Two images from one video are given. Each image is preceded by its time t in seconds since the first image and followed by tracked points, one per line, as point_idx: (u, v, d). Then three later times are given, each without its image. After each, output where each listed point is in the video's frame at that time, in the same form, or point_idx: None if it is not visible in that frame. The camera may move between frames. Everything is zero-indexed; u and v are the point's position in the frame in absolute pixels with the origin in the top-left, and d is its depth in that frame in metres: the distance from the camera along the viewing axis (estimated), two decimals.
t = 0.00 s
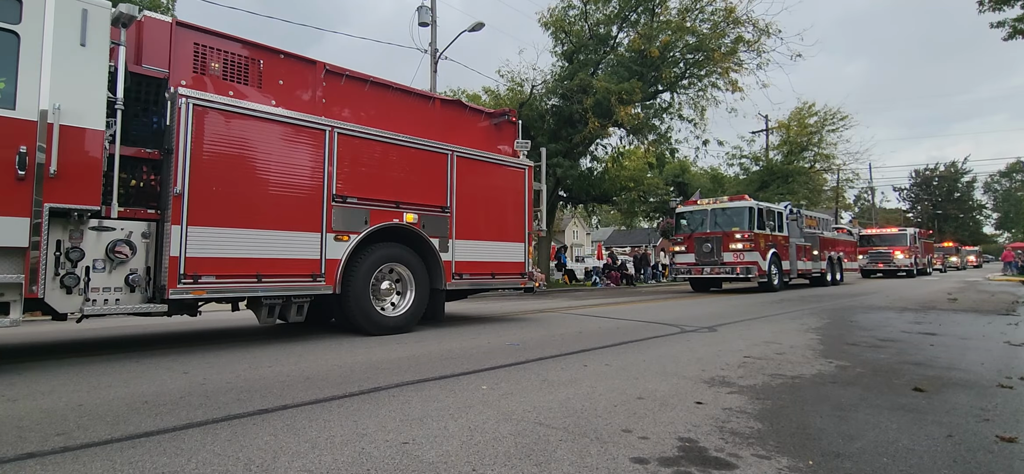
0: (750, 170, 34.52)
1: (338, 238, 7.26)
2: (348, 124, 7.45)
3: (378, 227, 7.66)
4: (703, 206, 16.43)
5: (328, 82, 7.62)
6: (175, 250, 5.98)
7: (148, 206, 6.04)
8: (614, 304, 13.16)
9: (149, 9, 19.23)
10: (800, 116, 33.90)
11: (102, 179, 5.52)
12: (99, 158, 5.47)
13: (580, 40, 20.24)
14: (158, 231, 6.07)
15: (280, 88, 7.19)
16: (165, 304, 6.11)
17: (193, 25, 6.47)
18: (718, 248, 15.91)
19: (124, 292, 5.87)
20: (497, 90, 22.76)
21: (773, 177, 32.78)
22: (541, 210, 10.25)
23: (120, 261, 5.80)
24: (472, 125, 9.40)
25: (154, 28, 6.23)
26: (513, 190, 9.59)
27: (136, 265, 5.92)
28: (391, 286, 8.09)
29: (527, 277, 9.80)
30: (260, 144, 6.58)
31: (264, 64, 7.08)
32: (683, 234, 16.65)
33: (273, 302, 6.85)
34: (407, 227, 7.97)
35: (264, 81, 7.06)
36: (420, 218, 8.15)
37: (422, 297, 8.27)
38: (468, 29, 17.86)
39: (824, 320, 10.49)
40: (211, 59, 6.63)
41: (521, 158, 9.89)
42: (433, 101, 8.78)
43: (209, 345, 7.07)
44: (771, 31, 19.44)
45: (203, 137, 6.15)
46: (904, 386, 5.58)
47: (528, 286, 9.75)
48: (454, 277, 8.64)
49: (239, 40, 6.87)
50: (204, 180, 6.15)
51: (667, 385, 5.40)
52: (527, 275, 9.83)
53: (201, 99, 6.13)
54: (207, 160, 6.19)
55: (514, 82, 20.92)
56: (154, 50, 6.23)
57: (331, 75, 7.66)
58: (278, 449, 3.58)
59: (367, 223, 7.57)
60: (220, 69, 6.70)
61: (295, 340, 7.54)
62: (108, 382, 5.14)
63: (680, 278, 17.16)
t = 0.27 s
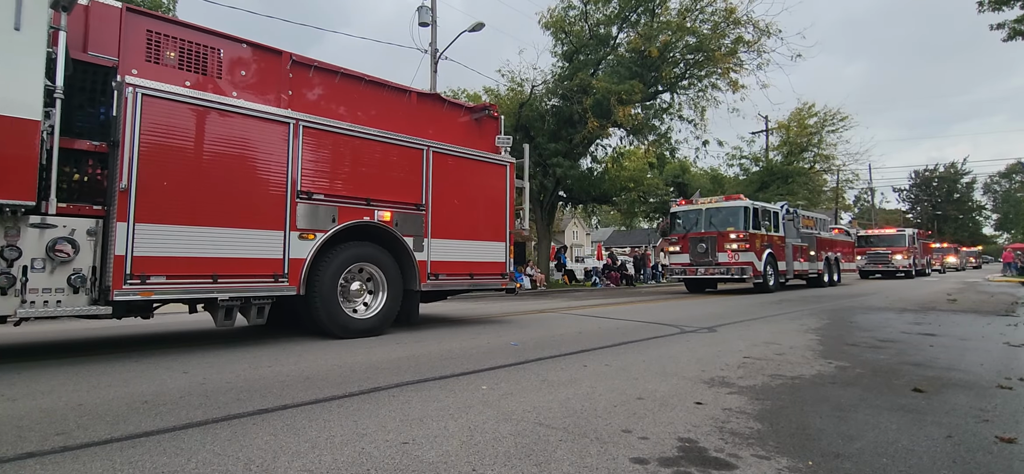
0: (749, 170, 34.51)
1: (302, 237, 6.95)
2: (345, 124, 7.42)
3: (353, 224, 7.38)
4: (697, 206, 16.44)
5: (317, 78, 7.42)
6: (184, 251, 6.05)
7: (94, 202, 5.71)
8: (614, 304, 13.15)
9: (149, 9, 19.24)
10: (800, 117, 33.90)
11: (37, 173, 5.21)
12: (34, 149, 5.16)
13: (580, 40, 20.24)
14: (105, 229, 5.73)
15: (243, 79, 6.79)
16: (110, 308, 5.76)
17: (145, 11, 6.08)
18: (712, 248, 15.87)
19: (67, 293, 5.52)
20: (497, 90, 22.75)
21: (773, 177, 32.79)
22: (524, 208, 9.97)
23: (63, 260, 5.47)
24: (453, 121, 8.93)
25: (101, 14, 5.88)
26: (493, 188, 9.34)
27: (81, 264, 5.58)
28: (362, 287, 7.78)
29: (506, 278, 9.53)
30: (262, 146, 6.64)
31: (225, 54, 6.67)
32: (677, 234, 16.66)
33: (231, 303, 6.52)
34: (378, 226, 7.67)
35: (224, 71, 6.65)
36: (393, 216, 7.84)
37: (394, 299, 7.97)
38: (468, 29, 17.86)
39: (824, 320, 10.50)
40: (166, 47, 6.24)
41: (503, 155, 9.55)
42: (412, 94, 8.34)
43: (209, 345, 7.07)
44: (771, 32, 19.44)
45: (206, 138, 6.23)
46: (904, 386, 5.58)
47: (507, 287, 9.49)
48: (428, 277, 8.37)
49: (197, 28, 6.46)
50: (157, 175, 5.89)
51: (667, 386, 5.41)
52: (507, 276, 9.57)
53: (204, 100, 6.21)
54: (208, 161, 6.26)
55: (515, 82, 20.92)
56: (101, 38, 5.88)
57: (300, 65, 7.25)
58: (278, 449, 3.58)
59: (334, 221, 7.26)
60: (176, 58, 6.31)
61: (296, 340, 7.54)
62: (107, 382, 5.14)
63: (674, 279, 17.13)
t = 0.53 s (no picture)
0: (749, 171, 34.50)
1: (263, 236, 6.68)
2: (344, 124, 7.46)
3: (321, 220, 7.10)
4: (692, 205, 16.44)
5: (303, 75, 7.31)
6: (178, 251, 6.06)
7: (33, 198, 5.31)
8: (614, 305, 13.15)
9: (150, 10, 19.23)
10: (799, 118, 33.90)
11: None
12: None
13: (580, 40, 20.25)
14: (44, 227, 5.38)
15: (200, 70, 6.48)
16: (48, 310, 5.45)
17: None
18: (707, 249, 15.86)
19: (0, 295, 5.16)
20: (496, 90, 22.75)
21: (772, 178, 32.80)
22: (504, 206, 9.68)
23: None
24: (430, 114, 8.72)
25: None
26: (472, 185, 9.05)
27: (17, 264, 5.24)
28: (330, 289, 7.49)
29: (484, 279, 9.23)
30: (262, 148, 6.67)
31: (183, 44, 6.41)
32: (671, 234, 16.64)
33: (184, 306, 6.20)
34: (348, 224, 7.38)
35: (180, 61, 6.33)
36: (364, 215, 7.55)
37: (364, 302, 7.67)
38: (468, 29, 17.86)
39: (823, 321, 10.50)
40: (115, 34, 5.91)
41: (482, 151, 9.27)
42: (385, 87, 8.09)
43: (208, 345, 7.06)
44: (770, 32, 19.44)
45: (207, 140, 6.28)
46: (903, 387, 5.58)
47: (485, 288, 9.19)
48: (401, 278, 8.04)
49: (150, 15, 6.14)
50: (112, 167, 5.64)
51: (666, 386, 5.41)
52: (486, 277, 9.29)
53: (203, 100, 6.27)
54: (209, 162, 6.30)
55: (515, 83, 20.93)
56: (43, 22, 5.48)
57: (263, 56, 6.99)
58: (277, 449, 3.58)
59: (299, 218, 6.95)
60: (127, 46, 5.98)
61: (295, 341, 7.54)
62: (106, 382, 5.13)
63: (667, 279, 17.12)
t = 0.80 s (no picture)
0: (748, 171, 34.51)
1: (221, 233, 6.34)
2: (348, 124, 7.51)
3: (286, 219, 6.80)
4: (686, 204, 16.44)
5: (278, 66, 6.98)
6: (173, 251, 6.03)
7: None
8: (613, 305, 13.15)
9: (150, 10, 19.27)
10: (799, 118, 33.93)
11: None
12: None
13: (579, 40, 20.26)
14: None
15: (156, 59, 6.02)
16: None
17: None
18: (701, 248, 15.83)
19: None
20: (496, 90, 22.75)
21: (772, 179, 32.82)
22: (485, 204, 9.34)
23: None
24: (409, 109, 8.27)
25: None
26: (448, 182, 8.74)
27: None
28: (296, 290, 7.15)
29: (462, 280, 8.91)
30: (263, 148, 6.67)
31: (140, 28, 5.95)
32: (665, 234, 16.63)
33: (131, 308, 5.84)
34: (316, 223, 7.10)
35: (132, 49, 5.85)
36: (331, 212, 7.25)
37: (332, 304, 7.35)
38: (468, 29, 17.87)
39: (822, 321, 10.50)
40: (61, 20, 5.44)
41: (461, 146, 8.95)
42: (359, 79, 7.68)
43: (207, 345, 7.06)
44: (770, 33, 19.44)
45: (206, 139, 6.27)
46: (903, 387, 5.58)
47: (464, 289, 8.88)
48: (373, 279, 7.71)
49: None
50: (62, 162, 5.36)
51: (666, 386, 5.40)
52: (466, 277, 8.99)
53: (204, 100, 6.28)
54: (211, 160, 6.30)
55: (514, 83, 20.93)
56: None
57: (224, 45, 6.56)
58: (277, 449, 3.57)
59: (261, 216, 6.63)
60: (73, 33, 5.50)
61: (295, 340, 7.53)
62: (105, 382, 5.13)
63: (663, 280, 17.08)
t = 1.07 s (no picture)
0: (747, 171, 34.53)
1: (176, 231, 6.05)
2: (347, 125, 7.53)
3: (247, 216, 6.51)
4: (680, 204, 16.40)
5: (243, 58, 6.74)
6: (167, 251, 6.01)
7: None
8: (613, 306, 13.17)
9: (150, 10, 19.25)
10: (798, 118, 33.94)
11: None
12: None
13: (578, 41, 20.27)
14: None
15: (105, 48, 5.74)
16: None
17: None
18: (695, 248, 15.78)
19: None
20: (495, 90, 22.75)
21: (771, 179, 32.84)
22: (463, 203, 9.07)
23: None
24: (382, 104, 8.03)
25: None
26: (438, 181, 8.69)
27: None
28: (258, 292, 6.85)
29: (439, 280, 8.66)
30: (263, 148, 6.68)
31: (119, 25, 5.87)
32: (659, 234, 16.60)
33: (73, 311, 5.55)
34: (282, 220, 6.82)
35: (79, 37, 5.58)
36: (297, 210, 6.97)
37: (297, 306, 7.07)
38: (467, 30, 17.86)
39: (821, 322, 10.51)
40: None
41: (439, 142, 8.70)
42: (329, 71, 7.45)
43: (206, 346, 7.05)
44: (769, 33, 19.44)
45: (205, 138, 6.26)
46: (902, 388, 5.59)
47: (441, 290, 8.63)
48: (342, 279, 7.44)
49: None
50: (44, 161, 5.28)
51: (665, 387, 5.40)
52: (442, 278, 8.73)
53: (202, 101, 6.26)
54: (210, 162, 6.29)
55: (514, 83, 20.92)
56: None
57: (181, 34, 6.29)
58: (276, 450, 3.57)
59: (219, 213, 6.33)
60: (15, 19, 5.26)
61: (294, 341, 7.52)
62: (103, 382, 5.13)
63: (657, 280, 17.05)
